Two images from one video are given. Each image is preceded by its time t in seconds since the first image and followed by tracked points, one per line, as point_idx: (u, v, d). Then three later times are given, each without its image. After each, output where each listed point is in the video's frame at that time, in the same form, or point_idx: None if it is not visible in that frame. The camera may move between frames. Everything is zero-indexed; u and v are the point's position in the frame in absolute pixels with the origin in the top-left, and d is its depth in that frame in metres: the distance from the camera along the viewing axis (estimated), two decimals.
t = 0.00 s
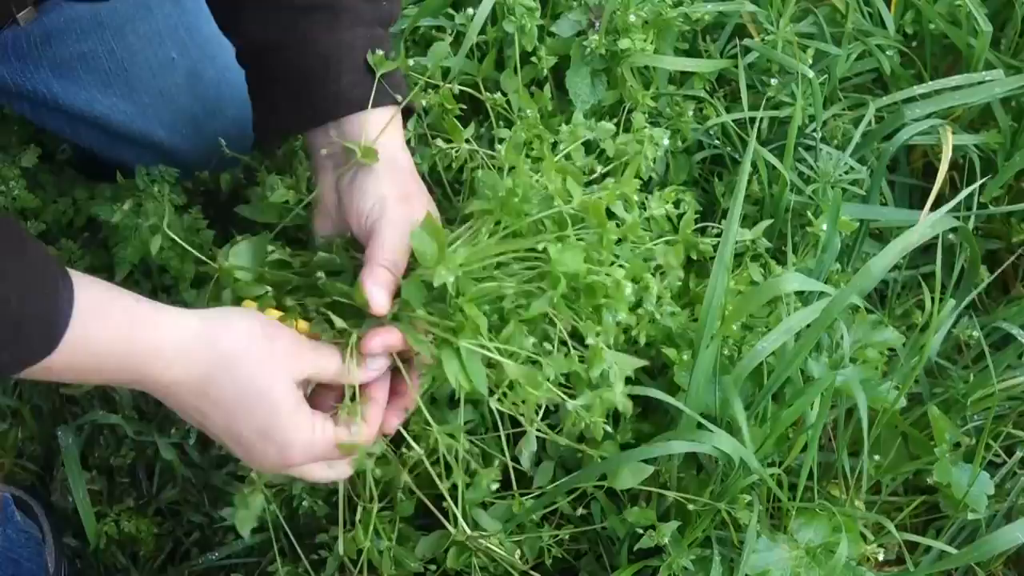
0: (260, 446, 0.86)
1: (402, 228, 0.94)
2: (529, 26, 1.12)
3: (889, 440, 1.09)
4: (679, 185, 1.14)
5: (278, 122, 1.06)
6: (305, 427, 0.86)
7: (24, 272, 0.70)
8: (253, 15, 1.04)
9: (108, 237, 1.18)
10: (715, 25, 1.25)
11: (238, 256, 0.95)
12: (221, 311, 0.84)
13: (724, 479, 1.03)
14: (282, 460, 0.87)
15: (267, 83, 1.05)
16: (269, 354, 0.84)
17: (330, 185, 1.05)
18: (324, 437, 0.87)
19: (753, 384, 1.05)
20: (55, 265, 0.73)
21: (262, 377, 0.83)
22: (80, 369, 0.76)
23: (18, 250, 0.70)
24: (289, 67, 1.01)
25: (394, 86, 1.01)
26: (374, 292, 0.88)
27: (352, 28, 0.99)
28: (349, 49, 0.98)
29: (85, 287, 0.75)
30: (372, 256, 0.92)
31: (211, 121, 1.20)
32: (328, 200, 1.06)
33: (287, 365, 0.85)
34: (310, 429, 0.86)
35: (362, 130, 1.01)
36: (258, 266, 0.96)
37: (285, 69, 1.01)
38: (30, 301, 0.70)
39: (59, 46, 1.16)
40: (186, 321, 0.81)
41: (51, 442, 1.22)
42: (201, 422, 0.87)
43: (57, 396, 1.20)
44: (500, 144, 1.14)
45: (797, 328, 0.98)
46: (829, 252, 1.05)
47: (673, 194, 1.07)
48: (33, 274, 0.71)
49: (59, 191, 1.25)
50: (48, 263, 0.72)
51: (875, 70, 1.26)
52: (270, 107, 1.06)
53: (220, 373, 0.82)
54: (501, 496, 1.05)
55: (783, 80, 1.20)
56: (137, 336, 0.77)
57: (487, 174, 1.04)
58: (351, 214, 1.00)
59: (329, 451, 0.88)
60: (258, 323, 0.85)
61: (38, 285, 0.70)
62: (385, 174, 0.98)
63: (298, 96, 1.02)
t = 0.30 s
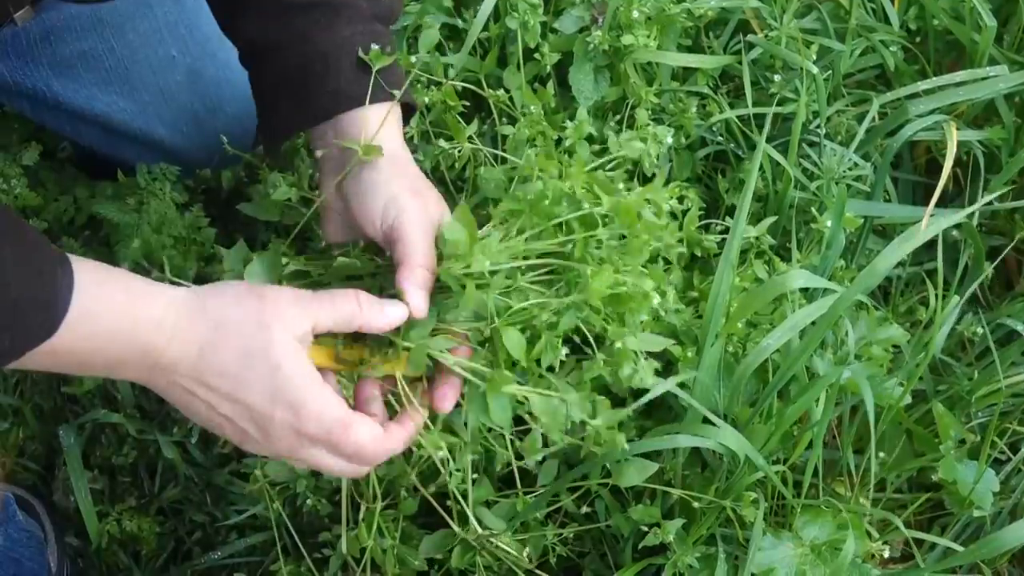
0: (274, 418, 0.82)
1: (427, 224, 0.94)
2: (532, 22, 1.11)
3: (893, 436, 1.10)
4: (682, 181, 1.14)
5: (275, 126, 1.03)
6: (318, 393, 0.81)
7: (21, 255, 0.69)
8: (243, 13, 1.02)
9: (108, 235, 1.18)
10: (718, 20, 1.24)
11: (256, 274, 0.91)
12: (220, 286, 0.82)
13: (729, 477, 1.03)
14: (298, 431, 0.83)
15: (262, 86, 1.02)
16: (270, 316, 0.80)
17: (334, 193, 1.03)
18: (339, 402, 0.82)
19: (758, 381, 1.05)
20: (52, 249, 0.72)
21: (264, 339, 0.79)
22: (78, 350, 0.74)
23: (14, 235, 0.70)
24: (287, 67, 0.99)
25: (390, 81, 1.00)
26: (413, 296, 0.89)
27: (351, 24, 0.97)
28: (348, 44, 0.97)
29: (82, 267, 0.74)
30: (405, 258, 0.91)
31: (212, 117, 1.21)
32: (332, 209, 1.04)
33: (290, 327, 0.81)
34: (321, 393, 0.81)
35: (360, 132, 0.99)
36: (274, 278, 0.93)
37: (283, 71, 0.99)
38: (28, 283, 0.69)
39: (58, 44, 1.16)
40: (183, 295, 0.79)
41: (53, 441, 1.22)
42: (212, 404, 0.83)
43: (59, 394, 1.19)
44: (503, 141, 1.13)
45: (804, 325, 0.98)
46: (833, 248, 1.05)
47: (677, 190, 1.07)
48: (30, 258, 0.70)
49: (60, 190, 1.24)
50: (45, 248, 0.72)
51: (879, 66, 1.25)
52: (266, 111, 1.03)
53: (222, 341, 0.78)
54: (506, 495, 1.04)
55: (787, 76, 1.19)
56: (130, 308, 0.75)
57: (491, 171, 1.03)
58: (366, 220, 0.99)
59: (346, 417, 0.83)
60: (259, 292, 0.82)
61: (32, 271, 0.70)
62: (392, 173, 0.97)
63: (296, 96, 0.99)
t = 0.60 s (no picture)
0: (280, 395, 0.82)
1: (432, 199, 0.94)
2: (530, 22, 1.11)
3: (893, 434, 1.10)
4: (681, 180, 1.14)
5: (279, 122, 1.03)
6: (322, 366, 0.82)
7: (17, 246, 0.69)
8: (246, 10, 1.02)
9: (106, 236, 1.18)
10: (716, 20, 1.24)
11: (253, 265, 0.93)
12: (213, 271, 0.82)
13: (728, 476, 1.03)
14: (304, 408, 0.83)
15: (266, 82, 1.03)
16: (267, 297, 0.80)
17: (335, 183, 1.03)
18: (342, 375, 0.82)
19: (757, 380, 1.05)
20: (49, 239, 0.72)
21: (263, 318, 0.79)
22: (79, 344, 0.74)
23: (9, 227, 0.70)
24: (289, 66, 0.99)
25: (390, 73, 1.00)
26: (402, 263, 0.89)
27: (350, 23, 0.97)
28: (347, 43, 0.97)
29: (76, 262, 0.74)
30: (410, 227, 0.91)
31: (210, 118, 1.19)
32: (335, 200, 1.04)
33: (288, 306, 0.81)
34: (325, 366, 0.82)
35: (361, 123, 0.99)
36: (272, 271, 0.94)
37: (285, 69, 0.99)
38: (25, 275, 0.69)
39: (55, 45, 1.15)
40: (177, 282, 0.79)
41: (51, 443, 1.22)
42: (215, 386, 0.83)
43: (57, 396, 1.19)
44: (501, 141, 1.13)
45: (803, 324, 0.98)
46: (832, 247, 1.05)
47: (675, 189, 1.07)
48: (26, 249, 0.70)
49: (58, 191, 1.24)
50: (42, 239, 0.72)
51: (877, 65, 1.25)
52: (271, 107, 1.04)
53: (222, 324, 0.78)
54: (505, 495, 1.04)
55: (785, 74, 1.19)
56: (128, 298, 0.75)
57: (490, 171, 1.03)
58: (369, 203, 0.99)
59: (350, 389, 0.83)
60: (253, 274, 0.82)
61: (26, 261, 0.69)
62: (395, 155, 0.98)
63: (298, 94, 1.00)
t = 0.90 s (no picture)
0: (272, 410, 0.85)
1: (427, 210, 0.96)
2: (527, 23, 1.11)
3: (889, 435, 1.11)
4: (677, 181, 1.14)
5: (265, 120, 1.03)
6: (316, 387, 0.84)
7: (19, 252, 0.70)
8: (230, 8, 1.00)
9: (103, 235, 1.18)
10: (712, 21, 1.25)
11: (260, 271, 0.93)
12: (214, 282, 0.82)
13: (724, 476, 1.03)
14: (296, 424, 0.86)
15: (251, 80, 1.02)
16: (267, 320, 0.81)
17: (330, 192, 1.05)
18: (335, 398, 0.85)
19: (753, 380, 1.05)
20: (50, 244, 0.73)
21: (261, 343, 0.80)
22: (77, 350, 0.75)
23: (10, 232, 0.70)
24: (275, 65, 0.98)
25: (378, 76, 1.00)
26: (417, 283, 0.90)
27: (338, 23, 0.97)
28: (337, 43, 0.97)
29: (78, 268, 0.74)
30: (407, 245, 0.93)
31: (207, 120, 1.21)
32: (331, 208, 1.06)
33: (287, 330, 0.82)
34: (319, 391, 0.84)
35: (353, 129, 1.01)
36: (282, 274, 0.95)
37: (272, 67, 0.99)
38: (27, 281, 0.70)
39: (53, 44, 1.14)
40: (177, 295, 0.79)
41: (47, 442, 1.22)
42: (210, 389, 0.86)
43: (54, 395, 1.19)
44: (498, 141, 1.13)
45: (798, 324, 0.98)
46: (828, 247, 1.06)
47: (672, 189, 1.07)
48: (28, 255, 0.70)
49: (55, 190, 1.24)
50: (43, 244, 0.72)
51: (872, 66, 1.26)
52: (256, 105, 1.03)
53: (220, 343, 0.80)
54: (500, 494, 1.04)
55: (781, 75, 1.20)
56: (127, 313, 0.76)
57: (486, 172, 1.03)
58: (365, 214, 1.00)
59: (342, 412, 0.86)
60: (255, 290, 0.83)
61: (28, 268, 0.70)
62: (388, 165, 0.98)
63: (286, 92, 0.99)
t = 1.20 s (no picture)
0: (274, 410, 0.87)
1: (419, 218, 0.96)
2: (523, 24, 1.12)
3: (884, 435, 1.11)
4: (674, 181, 1.14)
5: (264, 119, 1.03)
6: (319, 390, 0.86)
7: (24, 259, 0.69)
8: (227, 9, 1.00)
9: (100, 235, 1.18)
10: (708, 22, 1.25)
11: (250, 270, 0.92)
12: (217, 290, 0.83)
13: (720, 476, 1.03)
14: (297, 424, 0.88)
15: (252, 80, 1.02)
16: (271, 330, 0.82)
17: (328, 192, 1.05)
18: (337, 401, 0.87)
19: (748, 381, 1.06)
20: (55, 249, 0.72)
21: (265, 352, 0.82)
22: (82, 357, 0.75)
23: (15, 238, 0.70)
24: (274, 65, 0.98)
25: (378, 80, 1.00)
26: (395, 293, 0.91)
27: (339, 24, 0.97)
28: (336, 45, 0.97)
29: (83, 277, 0.74)
30: (389, 255, 0.93)
31: (205, 120, 1.22)
32: (328, 207, 1.06)
33: (290, 337, 0.83)
34: (321, 395, 0.86)
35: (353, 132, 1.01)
36: (272, 271, 0.94)
37: (271, 68, 0.99)
38: (33, 288, 0.69)
39: (52, 46, 1.14)
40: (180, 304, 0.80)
41: (44, 442, 1.22)
42: (212, 389, 0.87)
43: (51, 395, 1.19)
44: (494, 142, 1.14)
45: (793, 325, 0.98)
46: (823, 248, 1.06)
47: (667, 190, 1.07)
48: (34, 261, 0.70)
49: (52, 190, 1.24)
50: (49, 250, 0.72)
51: (868, 67, 1.26)
52: (255, 102, 1.03)
53: (224, 352, 0.81)
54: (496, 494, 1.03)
55: (776, 76, 1.20)
56: (133, 325, 0.76)
57: (483, 172, 1.04)
58: (360, 216, 1.01)
59: (343, 414, 0.88)
60: (258, 298, 0.83)
61: (36, 275, 0.70)
62: (385, 169, 0.98)
63: (285, 92, 1.00)
